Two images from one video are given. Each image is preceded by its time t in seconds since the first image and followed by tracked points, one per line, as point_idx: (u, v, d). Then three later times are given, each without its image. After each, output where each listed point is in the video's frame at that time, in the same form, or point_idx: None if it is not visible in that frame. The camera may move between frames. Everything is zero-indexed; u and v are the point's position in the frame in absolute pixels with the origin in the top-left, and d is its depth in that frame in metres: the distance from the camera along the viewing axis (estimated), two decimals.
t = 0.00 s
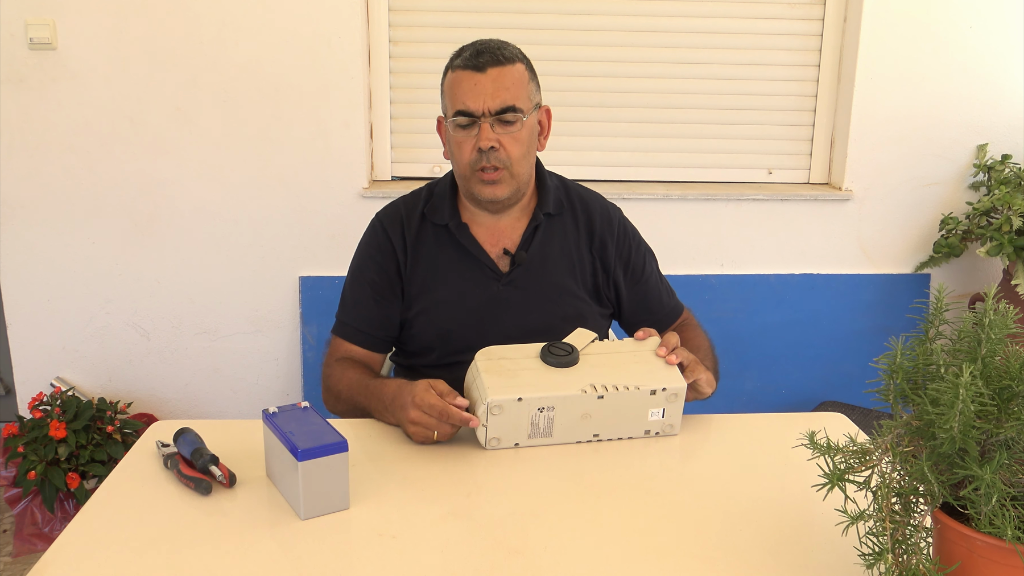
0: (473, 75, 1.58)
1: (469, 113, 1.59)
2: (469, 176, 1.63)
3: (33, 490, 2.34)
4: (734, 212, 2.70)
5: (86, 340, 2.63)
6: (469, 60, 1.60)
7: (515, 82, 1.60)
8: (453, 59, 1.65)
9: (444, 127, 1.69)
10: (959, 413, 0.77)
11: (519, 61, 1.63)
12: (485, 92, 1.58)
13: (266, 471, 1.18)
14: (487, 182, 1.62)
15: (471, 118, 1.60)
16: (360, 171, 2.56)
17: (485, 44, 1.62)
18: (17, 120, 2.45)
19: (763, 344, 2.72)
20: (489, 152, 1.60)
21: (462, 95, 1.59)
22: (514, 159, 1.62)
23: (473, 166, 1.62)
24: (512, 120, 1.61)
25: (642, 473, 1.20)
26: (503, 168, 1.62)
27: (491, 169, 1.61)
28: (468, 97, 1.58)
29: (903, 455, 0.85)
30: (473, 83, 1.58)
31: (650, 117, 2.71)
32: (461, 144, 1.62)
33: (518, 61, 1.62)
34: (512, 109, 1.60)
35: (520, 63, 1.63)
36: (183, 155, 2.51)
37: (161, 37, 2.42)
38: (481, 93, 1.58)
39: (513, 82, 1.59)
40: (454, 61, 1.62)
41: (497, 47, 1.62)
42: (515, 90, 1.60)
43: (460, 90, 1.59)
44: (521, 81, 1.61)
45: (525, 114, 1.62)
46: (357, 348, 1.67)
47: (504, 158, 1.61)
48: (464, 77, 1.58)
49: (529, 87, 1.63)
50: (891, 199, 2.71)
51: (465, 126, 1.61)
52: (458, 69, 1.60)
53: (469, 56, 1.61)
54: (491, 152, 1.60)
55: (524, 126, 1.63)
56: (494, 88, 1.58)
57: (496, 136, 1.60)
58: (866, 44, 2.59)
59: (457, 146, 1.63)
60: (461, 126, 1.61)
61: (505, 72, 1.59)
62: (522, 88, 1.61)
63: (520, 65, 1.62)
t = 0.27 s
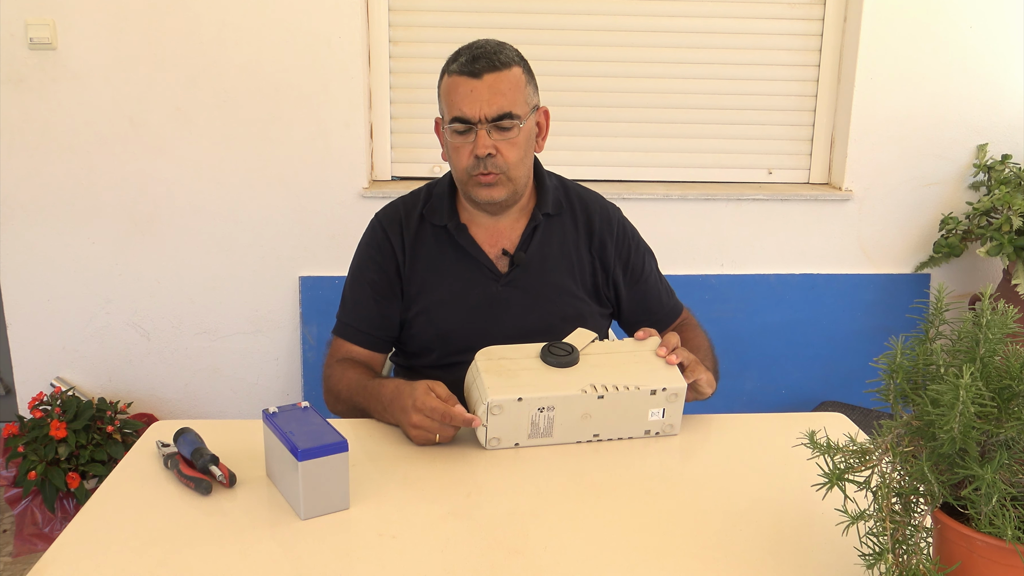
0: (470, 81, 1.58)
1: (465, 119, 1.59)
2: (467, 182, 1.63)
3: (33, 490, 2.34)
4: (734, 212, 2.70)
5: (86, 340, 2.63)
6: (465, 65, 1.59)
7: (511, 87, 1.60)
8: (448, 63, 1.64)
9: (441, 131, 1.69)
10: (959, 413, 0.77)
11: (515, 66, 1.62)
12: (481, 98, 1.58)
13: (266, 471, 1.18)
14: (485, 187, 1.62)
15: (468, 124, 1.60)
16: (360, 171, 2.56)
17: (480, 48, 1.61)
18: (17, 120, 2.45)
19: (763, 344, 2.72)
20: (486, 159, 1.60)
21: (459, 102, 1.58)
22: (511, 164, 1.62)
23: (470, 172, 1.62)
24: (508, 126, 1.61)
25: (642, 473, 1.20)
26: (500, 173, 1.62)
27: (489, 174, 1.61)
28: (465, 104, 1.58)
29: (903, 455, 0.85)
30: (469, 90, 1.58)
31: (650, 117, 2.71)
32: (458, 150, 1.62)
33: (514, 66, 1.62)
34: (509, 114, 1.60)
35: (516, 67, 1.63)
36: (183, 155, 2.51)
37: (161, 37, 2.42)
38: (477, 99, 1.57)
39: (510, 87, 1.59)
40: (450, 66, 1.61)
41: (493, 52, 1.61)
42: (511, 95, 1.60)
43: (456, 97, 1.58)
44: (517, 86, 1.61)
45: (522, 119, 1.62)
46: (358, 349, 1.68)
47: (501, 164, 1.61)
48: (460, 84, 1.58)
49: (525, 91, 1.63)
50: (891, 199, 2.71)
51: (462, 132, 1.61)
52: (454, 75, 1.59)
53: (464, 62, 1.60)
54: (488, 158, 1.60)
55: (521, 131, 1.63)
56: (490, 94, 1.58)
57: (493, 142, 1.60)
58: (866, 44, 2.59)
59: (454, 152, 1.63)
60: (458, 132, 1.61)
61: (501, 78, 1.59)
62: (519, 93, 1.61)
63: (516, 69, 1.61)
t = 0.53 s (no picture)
0: (467, 84, 1.57)
1: (463, 123, 1.59)
2: (466, 184, 1.63)
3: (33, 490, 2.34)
4: (734, 212, 2.70)
5: (86, 340, 2.63)
6: (461, 68, 1.58)
7: (509, 89, 1.59)
8: (445, 65, 1.63)
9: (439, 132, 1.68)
10: (959, 413, 0.77)
11: (512, 67, 1.61)
12: (479, 102, 1.57)
13: (266, 471, 1.18)
14: (484, 189, 1.63)
15: (466, 127, 1.59)
16: (360, 171, 2.56)
17: (477, 50, 1.60)
18: (17, 120, 2.45)
19: (763, 344, 2.72)
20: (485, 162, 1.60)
21: (457, 105, 1.58)
22: (510, 166, 1.62)
23: (469, 174, 1.62)
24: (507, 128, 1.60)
25: (642, 473, 1.20)
26: (500, 175, 1.62)
27: (488, 177, 1.62)
28: (462, 107, 1.58)
29: (903, 455, 0.85)
30: (467, 93, 1.57)
31: (650, 117, 2.71)
32: (456, 152, 1.62)
33: (511, 67, 1.61)
34: (507, 117, 1.60)
35: (514, 68, 1.62)
36: (183, 155, 2.51)
37: (161, 37, 2.42)
38: (475, 103, 1.57)
39: (507, 90, 1.58)
40: (446, 69, 1.60)
41: (490, 53, 1.60)
42: (509, 98, 1.59)
43: (454, 101, 1.58)
44: (515, 88, 1.60)
45: (520, 121, 1.61)
46: (358, 349, 1.67)
47: (500, 166, 1.61)
48: (458, 88, 1.57)
49: (523, 92, 1.62)
50: (891, 199, 2.71)
51: (461, 135, 1.61)
52: (451, 78, 1.58)
53: (461, 64, 1.59)
54: (487, 161, 1.60)
55: (519, 132, 1.62)
56: (488, 98, 1.57)
57: (492, 145, 1.60)
58: (866, 44, 2.59)
59: (453, 155, 1.63)
60: (456, 135, 1.61)
61: (498, 80, 1.58)
62: (516, 95, 1.60)
63: (513, 71, 1.60)
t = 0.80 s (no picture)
0: (470, 69, 1.60)
1: (466, 107, 1.61)
2: (467, 170, 1.63)
3: (33, 490, 2.34)
4: (734, 212, 2.70)
5: (86, 340, 2.63)
6: (465, 55, 1.62)
7: (512, 76, 1.61)
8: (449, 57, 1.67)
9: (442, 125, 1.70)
10: (959, 413, 0.77)
11: (515, 58, 1.65)
12: (482, 85, 1.59)
13: (266, 471, 1.18)
14: (485, 175, 1.61)
15: (468, 111, 1.61)
16: (360, 171, 2.56)
17: (481, 41, 1.65)
18: (17, 120, 2.45)
19: (762, 344, 2.72)
20: (486, 145, 1.60)
21: (459, 90, 1.60)
22: (512, 152, 1.62)
23: (470, 160, 1.62)
24: (509, 114, 1.62)
25: (641, 473, 1.20)
26: (501, 160, 1.62)
27: (489, 162, 1.61)
28: (465, 91, 1.60)
29: (903, 455, 0.85)
30: (470, 77, 1.59)
31: (650, 117, 2.71)
32: (458, 139, 1.63)
33: (513, 57, 1.64)
34: (509, 102, 1.61)
35: (517, 59, 1.65)
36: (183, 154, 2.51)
37: (161, 37, 2.42)
38: (478, 86, 1.59)
39: (510, 75, 1.61)
40: (450, 58, 1.64)
41: (493, 44, 1.64)
42: (512, 83, 1.61)
43: (457, 85, 1.60)
44: (517, 75, 1.63)
45: (522, 107, 1.63)
46: (360, 351, 1.68)
47: (502, 151, 1.61)
48: (461, 72, 1.60)
49: (525, 83, 1.65)
50: (891, 199, 2.71)
51: (463, 120, 1.62)
52: (455, 65, 1.61)
53: (465, 52, 1.63)
54: (489, 144, 1.60)
55: (521, 119, 1.63)
56: (491, 82, 1.60)
57: (494, 129, 1.61)
58: (866, 44, 2.59)
59: (455, 141, 1.63)
60: (459, 120, 1.62)
61: (501, 66, 1.61)
62: (519, 82, 1.62)
63: (516, 60, 1.63)
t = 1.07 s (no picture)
0: (473, 67, 1.60)
1: (467, 105, 1.61)
2: (468, 168, 1.62)
3: (33, 490, 2.34)
4: (734, 212, 2.70)
5: (86, 340, 2.63)
6: (467, 53, 1.62)
7: (514, 74, 1.62)
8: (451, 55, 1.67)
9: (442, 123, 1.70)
10: (959, 413, 0.77)
11: (517, 57, 1.65)
12: (484, 83, 1.59)
13: (266, 471, 1.18)
14: (487, 173, 1.61)
15: (470, 109, 1.61)
16: (360, 171, 2.56)
17: (483, 40, 1.65)
18: (17, 120, 2.45)
19: (763, 345, 2.72)
20: (488, 143, 1.61)
21: (461, 87, 1.60)
22: (514, 150, 1.63)
23: (471, 157, 1.61)
24: (511, 112, 1.62)
25: (641, 473, 1.20)
26: (502, 158, 1.62)
27: (490, 159, 1.61)
28: (467, 88, 1.60)
29: (903, 455, 0.85)
30: (472, 75, 1.59)
31: (650, 117, 2.71)
32: (459, 137, 1.63)
33: (516, 56, 1.65)
34: (511, 100, 1.62)
35: (519, 58, 1.66)
36: (183, 155, 2.51)
37: (161, 37, 2.42)
38: (480, 84, 1.59)
39: (512, 74, 1.61)
40: (452, 56, 1.64)
41: (496, 43, 1.64)
42: (514, 82, 1.62)
43: (458, 83, 1.60)
44: (519, 74, 1.63)
45: (523, 106, 1.63)
46: (360, 350, 1.68)
47: (504, 149, 1.61)
48: (463, 70, 1.60)
49: (527, 82, 1.65)
50: (891, 199, 2.71)
51: (465, 118, 1.62)
52: (457, 62, 1.62)
53: (468, 51, 1.63)
54: (490, 142, 1.60)
55: (522, 118, 1.64)
56: (493, 80, 1.60)
57: (495, 127, 1.61)
58: (866, 44, 2.59)
59: (455, 139, 1.63)
60: (460, 118, 1.62)
61: (504, 65, 1.61)
62: (520, 81, 1.63)
63: (518, 59, 1.64)
